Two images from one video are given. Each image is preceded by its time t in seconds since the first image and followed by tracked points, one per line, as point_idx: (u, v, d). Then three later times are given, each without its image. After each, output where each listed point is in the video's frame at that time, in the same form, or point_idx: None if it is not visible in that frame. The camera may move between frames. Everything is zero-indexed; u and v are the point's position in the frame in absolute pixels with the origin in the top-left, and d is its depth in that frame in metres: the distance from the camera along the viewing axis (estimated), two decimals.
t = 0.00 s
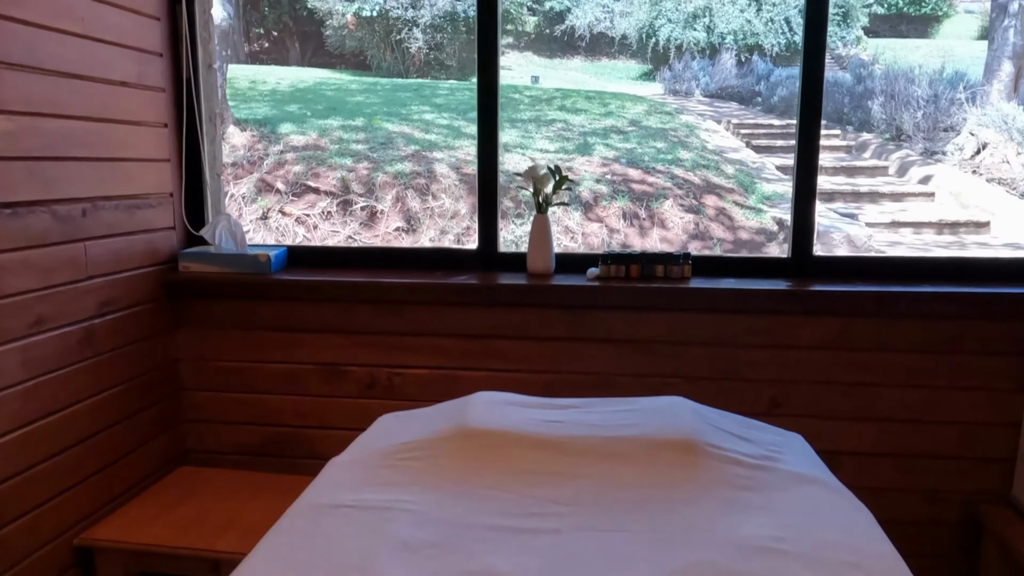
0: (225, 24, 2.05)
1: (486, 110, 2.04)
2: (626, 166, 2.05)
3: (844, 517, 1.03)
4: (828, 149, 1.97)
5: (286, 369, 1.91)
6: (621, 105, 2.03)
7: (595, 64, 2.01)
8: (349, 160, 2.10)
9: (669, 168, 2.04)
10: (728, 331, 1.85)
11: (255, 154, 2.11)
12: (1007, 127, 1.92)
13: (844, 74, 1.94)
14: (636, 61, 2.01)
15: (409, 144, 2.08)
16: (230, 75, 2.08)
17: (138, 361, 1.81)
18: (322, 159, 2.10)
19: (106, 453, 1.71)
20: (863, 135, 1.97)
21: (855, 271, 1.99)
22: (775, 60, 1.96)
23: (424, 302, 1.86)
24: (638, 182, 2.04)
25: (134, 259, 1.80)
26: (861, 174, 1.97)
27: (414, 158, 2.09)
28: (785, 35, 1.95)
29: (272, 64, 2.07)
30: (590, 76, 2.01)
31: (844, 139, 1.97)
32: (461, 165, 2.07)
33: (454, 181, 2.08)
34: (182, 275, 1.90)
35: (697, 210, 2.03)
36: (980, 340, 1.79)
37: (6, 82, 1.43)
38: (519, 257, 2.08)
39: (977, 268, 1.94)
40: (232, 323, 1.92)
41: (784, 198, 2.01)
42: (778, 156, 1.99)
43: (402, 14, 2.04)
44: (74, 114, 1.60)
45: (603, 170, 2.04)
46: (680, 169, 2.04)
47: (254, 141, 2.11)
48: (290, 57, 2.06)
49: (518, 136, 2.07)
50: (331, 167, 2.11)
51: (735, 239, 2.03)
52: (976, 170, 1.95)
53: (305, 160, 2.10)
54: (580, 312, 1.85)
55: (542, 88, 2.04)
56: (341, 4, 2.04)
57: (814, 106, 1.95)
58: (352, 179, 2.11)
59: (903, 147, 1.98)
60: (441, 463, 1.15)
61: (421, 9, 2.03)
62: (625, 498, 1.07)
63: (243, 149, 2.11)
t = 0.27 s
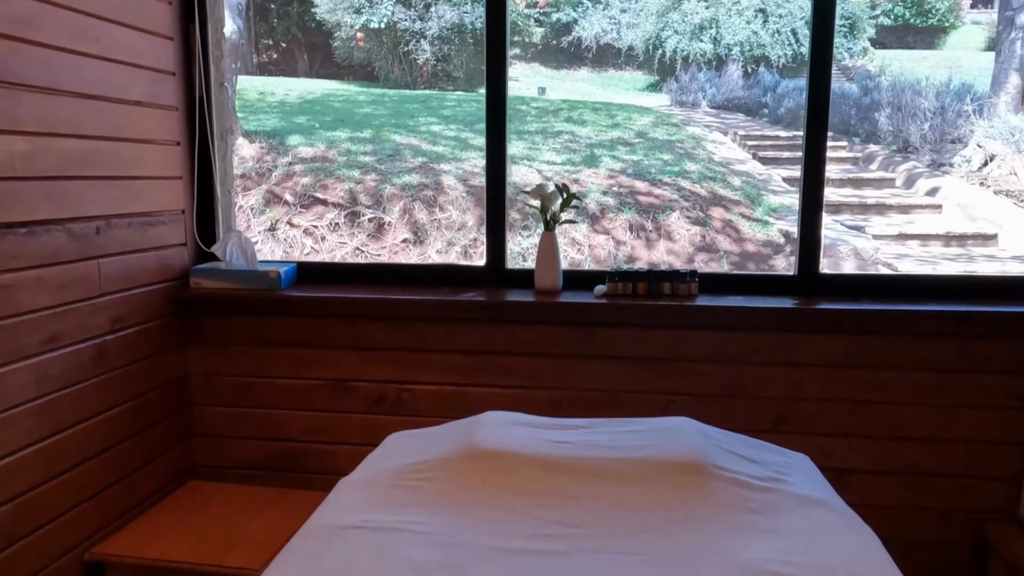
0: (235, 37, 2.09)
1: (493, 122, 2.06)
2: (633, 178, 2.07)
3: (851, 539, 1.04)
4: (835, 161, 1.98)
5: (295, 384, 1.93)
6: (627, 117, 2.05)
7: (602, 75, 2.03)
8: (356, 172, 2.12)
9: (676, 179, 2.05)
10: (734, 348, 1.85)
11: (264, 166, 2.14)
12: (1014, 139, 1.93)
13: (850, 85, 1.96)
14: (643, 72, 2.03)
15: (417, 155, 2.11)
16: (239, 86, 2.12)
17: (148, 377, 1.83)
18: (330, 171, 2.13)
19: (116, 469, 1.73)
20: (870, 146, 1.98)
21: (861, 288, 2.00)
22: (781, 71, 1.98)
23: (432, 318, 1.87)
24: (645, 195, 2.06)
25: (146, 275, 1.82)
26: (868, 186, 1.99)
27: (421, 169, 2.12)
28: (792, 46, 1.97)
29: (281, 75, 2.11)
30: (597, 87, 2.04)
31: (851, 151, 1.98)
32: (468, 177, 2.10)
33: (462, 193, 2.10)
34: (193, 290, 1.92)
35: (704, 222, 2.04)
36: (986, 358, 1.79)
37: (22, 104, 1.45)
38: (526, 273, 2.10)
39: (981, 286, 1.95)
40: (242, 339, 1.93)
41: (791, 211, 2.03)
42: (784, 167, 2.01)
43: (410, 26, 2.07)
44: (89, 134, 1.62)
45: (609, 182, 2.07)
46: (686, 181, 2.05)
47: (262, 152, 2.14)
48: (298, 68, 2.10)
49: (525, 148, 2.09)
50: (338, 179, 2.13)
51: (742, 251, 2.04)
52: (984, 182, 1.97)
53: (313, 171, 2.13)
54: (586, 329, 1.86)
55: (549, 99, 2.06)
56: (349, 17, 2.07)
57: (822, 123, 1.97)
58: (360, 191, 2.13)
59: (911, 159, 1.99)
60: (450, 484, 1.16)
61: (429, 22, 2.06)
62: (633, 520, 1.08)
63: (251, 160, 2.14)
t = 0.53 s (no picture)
0: (244, 51, 2.06)
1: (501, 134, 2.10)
2: (639, 191, 2.10)
3: (856, 561, 1.04)
4: (843, 172, 2.01)
5: (304, 400, 1.95)
6: (635, 130, 2.08)
7: (609, 86, 2.06)
8: (364, 185, 2.16)
9: (683, 193, 2.08)
10: (740, 366, 1.86)
11: (273, 179, 2.19)
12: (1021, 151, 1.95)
13: (857, 96, 1.98)
14: (650, 83, 2.05)
15: (425, 168, 2.14)
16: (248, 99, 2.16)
17: (160, 393, 1.85)
18: (338, 184, 2.17)
19: (129, 484, 1.75)
20: (877, 158, 2.00)
21: (866, 305, 2.01)
22: (788, 82, 2.00)
23: (440, 335, 1.89)
24: (651, 207, 2.09)
25: (158, 292, 1.85)
26: (875, 198, 2.01)
27: (429, 182, 2.15)
28: (799, 58, 1.99)
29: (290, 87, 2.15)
30: (603, 99, 2.06)
31: (858, 163, 2.00)
32: (476, 189, 2.13)
33: (469, 206, 2.14)
34: (205, 307, 1.95)
35: (711, 235, 2.07)
36: (993, 375, 1.79)
37: (40, 126, 1.49)
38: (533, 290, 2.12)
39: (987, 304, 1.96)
40: (252, 355, 1.96)
41: (798, 222, 2.05)
42: (792, 180, 2.03)
43: (418, 39, 2.11)
44: (104, 154, 1.66)
45: (615, 195, 2.10)
46: (693, 194, 2.08)
47: (271, 165, 2.19)
48: (307, 80, 2.14)
49: (532, 161, 2.12)
50: (347, 192, 2.17)
51: (749, 263, 2.07)
52: (992, 194, 1.98)
53: (321, 184, 2.17)
54: (593, 345, 1.87)
55: (557, 110, 2.09)
56: (357, 29, 2.11)
57: (825, 131, 1.99)
58: (368, 204, 2.17)
59: (918, 171, 2.00)
60: (458, 503, 1.18)
61: (437, 35, 2.10)
62: (639, 540, 1.09)
63: (261, 173, 2.19)
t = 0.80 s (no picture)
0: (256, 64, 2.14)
1: (510, 148, 2.13)
2: (648, 203, 2.12)
3: None
4: (852, 183, 2.02)
5: (315, 414, 1.97)
6: (643, 141, 2.10)
7: (618, 97, 2.09)
8: (374, 197, 2.19)
9: (691, 205, 2.11)
10: (748, 382, 1.87)
11: (283, 190, 2.21)
12: None
13: (866, 107, 2.00)
14: (658, 94, 2.08)
15: (433, 180, 2.17)
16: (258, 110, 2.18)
17: (175, 406, 1.88)
18: (348, 196, 2.19)
19: (142, 496, 1.77)
20: (886, 169, 2.02)
21: (874, 322, 2.03)
22: (797, 94, 2.03)
23: (450, 350, 1.91)
24: (660, 219, 2.12)
25: (173, 308, 1.87)
26: (884, 209, 2.03)
27: (438, 194, 2.18)
28: (808, 69, 2.01)
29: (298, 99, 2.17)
30: (612, 109, 2.10)
31: (867, 174, 2.02)
32: (484, 202, 2.16)
33: (477, 218, 2.16)
34: (218, 322, 1.97)
35: (719, 246, 2.10)
36: (1001, 392, 1.80)
37: (60, 146, 1.52)
38: (543, 305, 2.15)
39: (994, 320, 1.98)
40: (265, 369, 1.98)
41: (806, 233, 2.08)
42: (801, 191, 2.06)
43: (427, 50, 2.13)
44: (122, 173, 1.69)
45: (625, 207, 2.12)
46: (701, 206, 2.11)
47: (282, 176, 2.21)
48: (317, 92, 2.16)
49: (540, 173, 2.15)
50: (356, 204, 2.20)
51: (757, 275, 2.09)
52: (1002, 206, 1.99)
53: (332, 196, 2.20)
54: (602, 361, 1.89)
55: (564, 121, 2.12)
56: (368, 41, 2.13)
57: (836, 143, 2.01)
58: (377, 216, 2.20)
59: (927, 182, 2.02)
60: (469, 520, 1.19)
61: (446, 46, 2.12)
62: (647, 557, 1.10)
63: (271, 184, 2.21)
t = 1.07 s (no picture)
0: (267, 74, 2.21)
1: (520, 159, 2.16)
2: (657, 215, 2.17)
3: None
4: (862, 195, 2.04)
5: (327, 428, 1.99)
6: (652, 152, 2.15)
7: (627, 107, 2.14)
8: (384, 208, 2.27)
9: (700, 216, 2.15)
10: (757, 397, 1.88)
11: (295, 202, 2.30)
12: None
13: (876, 118, 2.01)
14: (667, 105, 2.13)
15: (444, 192, 2.23)
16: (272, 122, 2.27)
17: (189, 420, 1.91)
18: (358, 207, 2.27)
19: (157, 508, 1.80)
20: (896, 181, 2.03)
21: (883, 340, 2.03)
22: (806, 104, 2.06)
23: (460, 365, 1.93)
24: (669, 230, 2.16)
25: (188, 323, 1.90)
26: (895, 221, 2.04)
27: (448, 206, 2.24)
28: (817, 80, 2.04)
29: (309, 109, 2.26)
30: (621, 119, 2.15)
31: (878, 185, 2.04)
32: (494, 213, 2.21)
33: (488, 229, 2.22)
34: (233, 336, 2.00)
35: (728, 258, 2.13)
36: (1011, 409, 1.80)
37: (80, 165, 1.56)
38: (553, 320, 2.17)
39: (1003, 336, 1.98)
40: (277, 383, 2.00)
41: (816, 246, 2.09)
42: (810, 203, 2.08)
43: (437, 62, 2.20)
44: (140, 191, 1.73)
45: (633, 219, 2.17)
46: (710, 217, 2.15)
47: (293, 189, 2.29)
48: (328, 103, 2.24)
49: (550, 185, 2.19)
50: (367, 215, 2.27)
51: (767, 286, 2.11)
52: (1013, 217, 2.01)
53: (342, 208, 2.28)
54: (612, 377, 1.90)
55: (575, 133, 2.16)
56: (378, 53, 2.21)
57: (842, 157, 2.02)
58: (387, 227, 2.27)
59: (937, 194, 2.04)
60: (480, 536, 1.21)
61: (456, 58, 2.18)
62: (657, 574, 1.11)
63: (283, 196, 2.29)
